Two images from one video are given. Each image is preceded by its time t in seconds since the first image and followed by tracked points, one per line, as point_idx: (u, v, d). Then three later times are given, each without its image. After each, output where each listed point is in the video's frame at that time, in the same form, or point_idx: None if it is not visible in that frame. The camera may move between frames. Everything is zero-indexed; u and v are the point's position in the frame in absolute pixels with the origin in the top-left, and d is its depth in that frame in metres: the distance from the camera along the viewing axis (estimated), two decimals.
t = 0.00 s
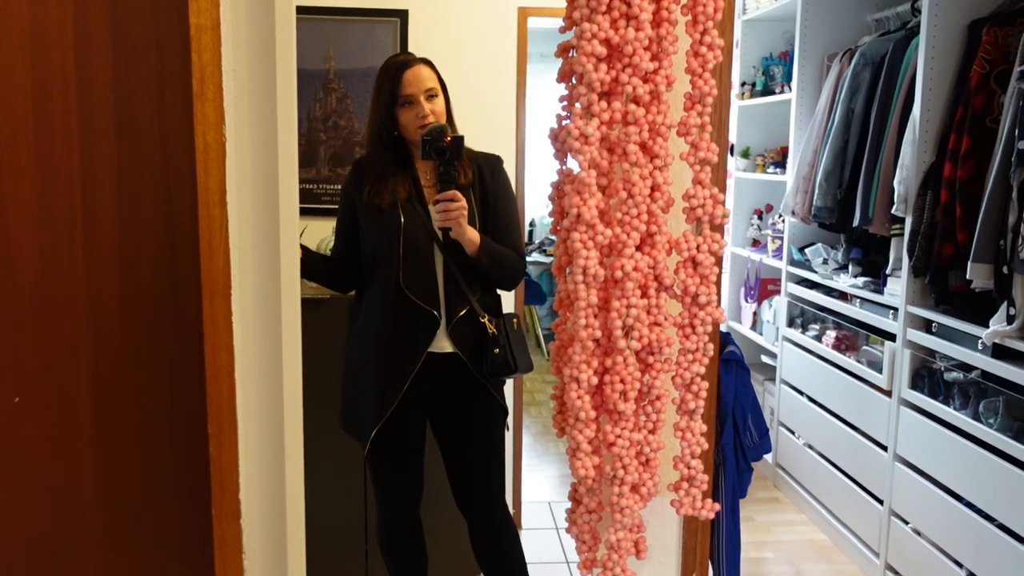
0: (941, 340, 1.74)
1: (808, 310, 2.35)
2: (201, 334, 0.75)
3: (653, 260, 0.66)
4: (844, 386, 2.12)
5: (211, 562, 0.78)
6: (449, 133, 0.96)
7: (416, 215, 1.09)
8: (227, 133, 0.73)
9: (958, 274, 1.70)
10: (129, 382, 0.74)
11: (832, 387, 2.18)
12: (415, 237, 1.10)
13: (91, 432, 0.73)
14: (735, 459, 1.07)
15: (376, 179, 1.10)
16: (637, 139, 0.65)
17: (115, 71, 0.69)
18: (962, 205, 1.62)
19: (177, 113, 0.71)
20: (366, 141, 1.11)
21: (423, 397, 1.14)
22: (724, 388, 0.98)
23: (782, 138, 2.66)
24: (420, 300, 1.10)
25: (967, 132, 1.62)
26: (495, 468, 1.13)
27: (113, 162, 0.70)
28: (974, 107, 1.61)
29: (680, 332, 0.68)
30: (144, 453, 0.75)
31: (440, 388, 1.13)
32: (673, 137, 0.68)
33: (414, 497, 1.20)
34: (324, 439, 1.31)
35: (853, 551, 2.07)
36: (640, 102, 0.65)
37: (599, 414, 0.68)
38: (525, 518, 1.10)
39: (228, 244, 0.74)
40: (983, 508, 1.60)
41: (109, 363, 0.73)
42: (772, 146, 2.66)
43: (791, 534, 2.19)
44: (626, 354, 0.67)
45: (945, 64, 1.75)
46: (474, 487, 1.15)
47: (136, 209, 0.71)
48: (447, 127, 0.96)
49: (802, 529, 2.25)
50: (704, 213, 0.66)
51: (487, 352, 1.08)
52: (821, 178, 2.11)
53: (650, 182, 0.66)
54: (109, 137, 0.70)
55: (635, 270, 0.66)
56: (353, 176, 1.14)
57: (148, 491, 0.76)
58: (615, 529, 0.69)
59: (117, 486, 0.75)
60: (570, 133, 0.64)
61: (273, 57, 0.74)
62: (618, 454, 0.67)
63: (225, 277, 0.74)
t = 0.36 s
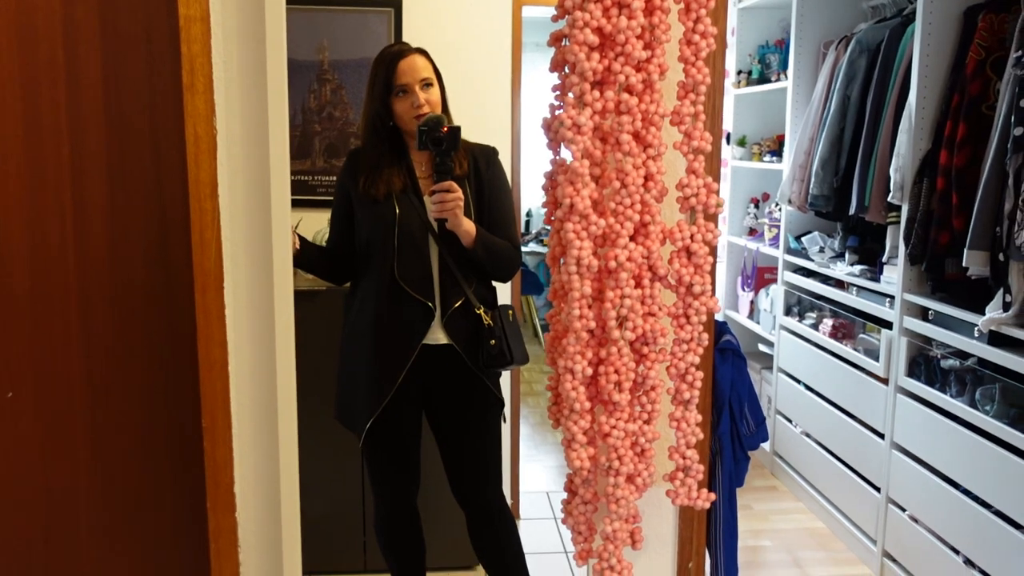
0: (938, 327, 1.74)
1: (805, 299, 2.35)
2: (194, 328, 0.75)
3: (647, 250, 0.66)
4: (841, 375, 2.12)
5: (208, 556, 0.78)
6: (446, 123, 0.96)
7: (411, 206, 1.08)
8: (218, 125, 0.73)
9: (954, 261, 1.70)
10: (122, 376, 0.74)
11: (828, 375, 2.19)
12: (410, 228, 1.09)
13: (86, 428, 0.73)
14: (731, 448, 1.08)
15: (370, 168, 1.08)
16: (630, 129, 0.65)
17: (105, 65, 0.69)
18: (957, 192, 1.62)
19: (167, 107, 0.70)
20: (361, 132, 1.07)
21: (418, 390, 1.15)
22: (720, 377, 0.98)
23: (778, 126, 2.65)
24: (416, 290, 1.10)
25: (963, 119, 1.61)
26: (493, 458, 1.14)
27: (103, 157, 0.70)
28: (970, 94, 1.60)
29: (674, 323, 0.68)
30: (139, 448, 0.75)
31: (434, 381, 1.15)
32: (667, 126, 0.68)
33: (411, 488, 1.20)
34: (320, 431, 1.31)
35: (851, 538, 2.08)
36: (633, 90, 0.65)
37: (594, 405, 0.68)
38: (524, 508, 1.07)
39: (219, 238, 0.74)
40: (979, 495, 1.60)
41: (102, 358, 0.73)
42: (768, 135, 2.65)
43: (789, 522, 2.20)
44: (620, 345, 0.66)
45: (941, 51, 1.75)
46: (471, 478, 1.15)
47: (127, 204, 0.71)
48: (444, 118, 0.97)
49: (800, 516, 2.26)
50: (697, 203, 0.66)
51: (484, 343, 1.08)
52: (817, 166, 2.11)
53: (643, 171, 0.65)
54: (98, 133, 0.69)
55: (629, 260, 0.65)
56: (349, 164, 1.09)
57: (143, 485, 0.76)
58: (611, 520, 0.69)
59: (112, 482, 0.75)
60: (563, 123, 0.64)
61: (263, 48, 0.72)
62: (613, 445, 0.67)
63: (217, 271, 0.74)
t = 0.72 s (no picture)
0: (938, 319, 1.74)
1: (806, 292, 2.36)
2: (197, 325, 0.75)
3: (649, 244, 0.66)
4: (842, 367, 2.13)
5: (214, 551, 0.79)
6: (444, 119, 1.01)
7: (412, 202, 1.05)
8: (222, 121, 0.72)
9: (954, 253, 1.71)
10: (128, 372, 0.74)
11: (829, 367, 2.19)
12: (411, 225, 1.07)
13: (93, 424, 0.74)
14: (734, 442, 1.10)
15: (371, 163, 1.03)
16: (631, 123, 0.65)
17: (107, 63, 0.69)
18: (957, 184, 1.63)
19: (169, 103, 0.71)
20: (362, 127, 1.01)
21: (418, 385, 1.16)
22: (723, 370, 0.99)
23: (778, 119, 2.65)
24: (417, 286, 1.10)
25: (963, 111, 1.61)
26: (495, 452, 1.15)
27: (104, 154, 0.70)
28: (970, 85, 1.60)
29: (677, 316, 0.68)
30: (145, 444, 0.75)
31: (435, 376, 1.16)
32: (669, 121, 0.68)
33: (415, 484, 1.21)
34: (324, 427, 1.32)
35: (852, 529, 2.09)
36: (635, 85, 0.65)
37: (597, 398, 0.68)
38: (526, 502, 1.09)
39: (223, 234, 0.74)
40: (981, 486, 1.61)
41: (107, 354, 0.73)
42: (768, 127, 2.65)
43: (790, 515, 2.21)
44: (624, 338, 0.67)
45: (940, 42, 1.74)
46: (474, 473, 1.16)
47: (130, 201, 0.71)
48: (443, 114, 1.01)
49: (802, 509, 2.26)
50: (699, 196, 0.66)
51: (485, 339, 1.09)
52: (817, 159, 2.11)
53: (646, 165, 0.66)
54: (100, 129, 0.70)
55: (632, 254, 0.66)
56: (351, 156, 1.02)
57: (150, 482, 0.76)
58: (615, 512, 0.70)
59: (117, 478, 0.75)
60: (565, 118, 0.64)
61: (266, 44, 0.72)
62: (617, 438, 0.68)
63: (222, 269, 0.74)
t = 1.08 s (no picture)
0: (940, 306, 1.73)
1: (807, 280, 2.35)
2: (191, 317, 0.74)
3: (647, 229, 0.65)
4: (843, 355, 2.12)
5: (211, 545, 0.78)
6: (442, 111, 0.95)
7: (409, 194, 1.06)
8: (212, 111, 0.72)
9: (956, 239, 1.69)
10: (122, 365, 0.73)
11: (830, 356, 2.18)
12: (409, 217, 1.07)
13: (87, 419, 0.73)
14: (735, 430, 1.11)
15: (371, 153, 1.07)
16: (628, 106, 0.64)
17: (95, 51, 0.68)
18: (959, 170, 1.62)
19: (160, 92, 0.70)
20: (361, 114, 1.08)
21: (417, 375, 1.14)
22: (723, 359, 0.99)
23: (777, 107, 2.64)
24: (416, 280, 1.09)
25: (964, 96, 1.60)
26: (495, 443, 1.15)
27: (95, 143, 0.69)
28: (971, 70, 1.59)
29: (676, 302, 0.67)
30: (140, 438, 0.75)
31: (434, 367, 1.13)
32: (666, 104, 0.67)
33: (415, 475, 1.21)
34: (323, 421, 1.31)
35: (854, 517, 2.08)
36: (631, 68, 0.64)
37: (596, 386, 0.67)
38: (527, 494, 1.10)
39: (217, 225, 0.73)
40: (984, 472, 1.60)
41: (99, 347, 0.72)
42: (767, 116, 2.64)
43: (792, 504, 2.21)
44: (622, 325, 0.66)
45: (940, 26, 1.73)
46: (474, 465, 1.16)
47: (122, 191, 0.70)
48: (440, 106, 0.95)
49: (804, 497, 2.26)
50: (697, 180, 0.65)
51: (487, 332, 1.08)
52: (817, 146, 2.09)
53: (642, 149, 0.65)
54: (91, 117, 0.69)
55: (629, 239, 0.65)
56: (347, 145, 1.12)
57: (145, 476, 0.75)
58: (615, 501, 0.69)
59: (113, 472, 0.74)
60: (560, 102, 0.63)
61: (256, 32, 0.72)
62: (616, 426, 0.67)
63: (215, 260, 0.73)
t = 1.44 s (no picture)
0: (937, 290, 1.74)
1: (803, 265, 2.35)
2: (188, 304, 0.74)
3: (643, 215, 0.65)
4: (839, 339, 2.13)
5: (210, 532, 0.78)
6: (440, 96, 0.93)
7: (406, 178, 1.07)
8: (206, 97, 0.72)
9: (952, 223, 1.70)
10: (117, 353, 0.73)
11: (827, 340, 2.19)
12: (406, 201, 1.07)
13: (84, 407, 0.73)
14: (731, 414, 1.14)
15: (368, 135, 1.07)
16: (623, 91, 0.63)
17: (87, 36, 0.67)
18: (956, 153, 1.61)
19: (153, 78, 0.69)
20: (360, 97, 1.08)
21: (417, 361, 1.13)
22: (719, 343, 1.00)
23: (774, 91, 2.63)
24: (414, 265, 1.08)
25: (961, 79, 1.59)
26: (494, 429, 1.15)
27: (90, 130, 0.68)
28: (968, 53, 1.59)
29: (672, 288, 0.67)
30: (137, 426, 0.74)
31: (433, 352, 1.13)
32: (662, 89, 0.67)
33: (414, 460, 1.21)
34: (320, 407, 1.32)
35: (851, 501, 2.10)
36: (626, 52, 0.63)
37: (592, 370, 0.67)
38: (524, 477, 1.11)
39: (211, 212, 0.74)
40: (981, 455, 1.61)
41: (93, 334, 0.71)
42: (764, 100, 2.63)
43: (789, 487, 2.22)
44: (618, 311, 0.65)
45: (938, 9, 1.72)
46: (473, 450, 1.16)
47: (116, 178, 0.70)
48: (437, 91, 0.93)
49: (800, 481, 2.27)
50: (693, 165, 0.65)
51: (486, 317, 1.08)
52: (813, 130, 2.09)
53: (638, 135, 0.64)
54: (85, 105, 0.68)
55: (625, 225, 0.64)
56: (344, 130, 1.11)
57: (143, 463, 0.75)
58: (610, 486, 0.69)
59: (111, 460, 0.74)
60: (556, 86, 0.62)
61: (249, 19, 0.72)
62: (612, 411, 0.67)
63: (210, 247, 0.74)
